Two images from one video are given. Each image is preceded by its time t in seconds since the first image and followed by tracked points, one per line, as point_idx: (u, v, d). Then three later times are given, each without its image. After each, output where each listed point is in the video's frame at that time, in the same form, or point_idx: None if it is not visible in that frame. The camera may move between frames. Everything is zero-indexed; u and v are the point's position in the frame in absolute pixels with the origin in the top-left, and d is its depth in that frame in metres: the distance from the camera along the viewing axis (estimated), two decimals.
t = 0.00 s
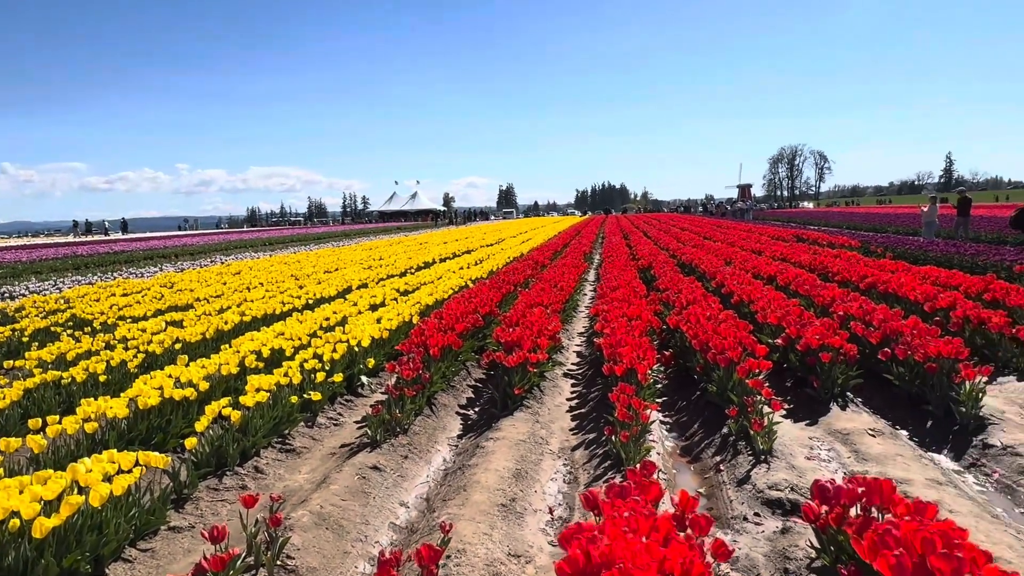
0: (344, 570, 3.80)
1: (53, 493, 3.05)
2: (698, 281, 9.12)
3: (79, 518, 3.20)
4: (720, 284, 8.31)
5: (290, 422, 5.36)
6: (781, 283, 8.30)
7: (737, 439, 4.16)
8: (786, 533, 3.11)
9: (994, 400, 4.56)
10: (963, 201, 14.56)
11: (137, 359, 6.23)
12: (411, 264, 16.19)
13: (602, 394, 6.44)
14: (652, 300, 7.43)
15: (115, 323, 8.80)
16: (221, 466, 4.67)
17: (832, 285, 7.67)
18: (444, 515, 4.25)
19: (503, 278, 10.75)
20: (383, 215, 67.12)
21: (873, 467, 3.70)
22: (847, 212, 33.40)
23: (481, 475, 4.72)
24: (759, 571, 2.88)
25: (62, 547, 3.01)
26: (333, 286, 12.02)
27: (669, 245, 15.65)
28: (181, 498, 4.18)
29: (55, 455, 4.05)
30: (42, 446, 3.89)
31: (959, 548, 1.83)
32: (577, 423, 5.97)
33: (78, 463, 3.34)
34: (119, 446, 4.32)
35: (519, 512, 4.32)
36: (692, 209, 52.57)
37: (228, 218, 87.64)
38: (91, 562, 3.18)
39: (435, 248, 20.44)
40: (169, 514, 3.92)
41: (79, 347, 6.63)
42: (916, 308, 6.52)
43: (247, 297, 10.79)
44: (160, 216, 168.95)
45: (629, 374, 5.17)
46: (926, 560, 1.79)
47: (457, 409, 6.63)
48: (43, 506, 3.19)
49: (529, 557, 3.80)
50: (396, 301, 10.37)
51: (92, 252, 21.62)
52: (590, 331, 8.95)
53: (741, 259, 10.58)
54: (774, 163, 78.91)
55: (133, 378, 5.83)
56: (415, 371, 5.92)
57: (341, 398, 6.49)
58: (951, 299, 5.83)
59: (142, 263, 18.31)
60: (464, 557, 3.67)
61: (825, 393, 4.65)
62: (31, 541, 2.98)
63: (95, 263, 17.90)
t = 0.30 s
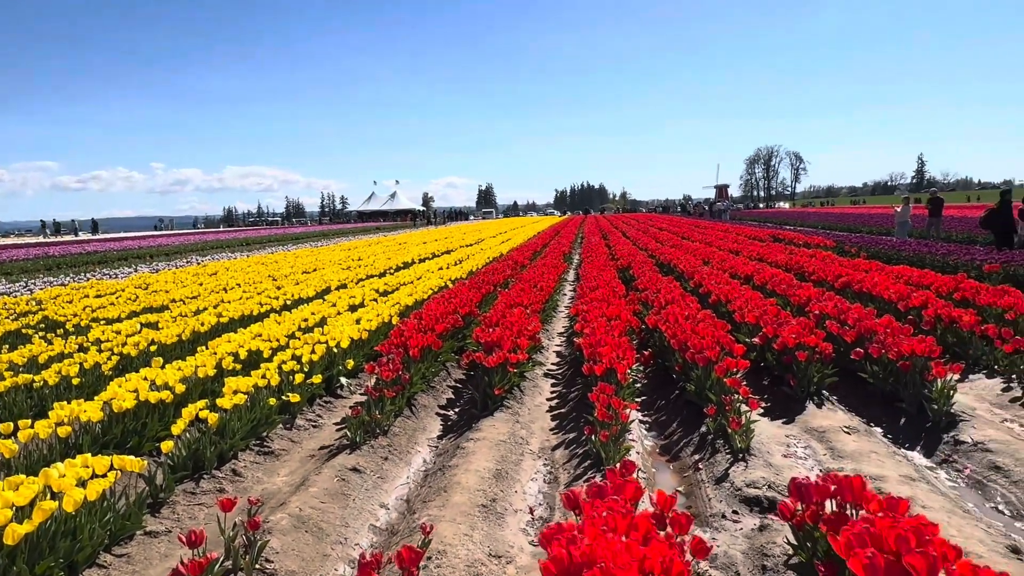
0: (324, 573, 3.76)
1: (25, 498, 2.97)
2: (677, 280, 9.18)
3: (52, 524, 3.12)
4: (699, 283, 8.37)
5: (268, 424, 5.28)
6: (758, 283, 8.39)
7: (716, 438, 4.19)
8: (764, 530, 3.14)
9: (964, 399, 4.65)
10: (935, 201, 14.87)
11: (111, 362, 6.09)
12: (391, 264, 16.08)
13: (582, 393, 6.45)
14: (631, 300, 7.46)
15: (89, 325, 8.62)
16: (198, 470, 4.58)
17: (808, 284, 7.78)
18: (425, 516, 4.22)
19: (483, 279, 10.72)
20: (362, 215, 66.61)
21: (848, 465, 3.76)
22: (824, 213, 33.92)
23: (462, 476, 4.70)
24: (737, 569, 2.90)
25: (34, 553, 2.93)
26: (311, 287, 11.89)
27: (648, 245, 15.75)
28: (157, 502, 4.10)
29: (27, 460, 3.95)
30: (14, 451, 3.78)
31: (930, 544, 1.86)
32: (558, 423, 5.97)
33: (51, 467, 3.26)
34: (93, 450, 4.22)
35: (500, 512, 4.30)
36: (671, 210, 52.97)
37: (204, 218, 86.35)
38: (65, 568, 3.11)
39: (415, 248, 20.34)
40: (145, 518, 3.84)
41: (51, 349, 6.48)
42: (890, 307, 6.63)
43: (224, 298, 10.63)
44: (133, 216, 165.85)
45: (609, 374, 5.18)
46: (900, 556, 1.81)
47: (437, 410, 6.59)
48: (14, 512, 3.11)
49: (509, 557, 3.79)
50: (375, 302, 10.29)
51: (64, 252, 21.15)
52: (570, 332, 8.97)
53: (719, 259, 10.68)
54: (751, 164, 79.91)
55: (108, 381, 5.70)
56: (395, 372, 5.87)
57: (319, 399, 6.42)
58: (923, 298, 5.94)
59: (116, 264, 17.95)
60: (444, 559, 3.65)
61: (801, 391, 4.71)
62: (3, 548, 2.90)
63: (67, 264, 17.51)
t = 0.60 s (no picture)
0: (307, 571, 3.72)
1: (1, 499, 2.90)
2: (659, 276, 9.22)
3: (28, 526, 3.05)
4: (680, 279, 8.42)
5: (249, 422, 5.22)
6: (738, 279, 8.46)
7: (697, 433, 4.22)
8: (746, 523, 3.16)
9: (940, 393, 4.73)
10: (912, 197, 15.10)
11: (88, 360, 5.97)
12: (373, 261, 15.97)
13: (565, 389, 6.46)
14: (613, 296, 7.49)
15: (65, 323, 8.44)
16: (178, 469, 4.51)
17: (788, 280, 7.85)
18: (408, 514, 4.19)
19: (466, 275, 10.68)
20: (344, 212, 66.13)
21: (828, 458, 3.80)
22: (803, 209, 34.40)
23: (445, 473, 4.68)
24: (719, 563, 2.92)
25: (10, 556, 2.87)
26: (293, 284, 11.76)
27: (630, 241, 15.81)
28: (136, 502, 4.02)
29: (2, 461, 3.86)
30: None
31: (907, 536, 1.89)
32: (541, 419, 5.98)
33: (27, 468, 3.19)
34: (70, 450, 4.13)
35: (483, 509, 4.29)
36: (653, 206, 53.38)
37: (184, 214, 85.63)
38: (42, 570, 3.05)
39: (397, 244, 20.22)
40: (123, 519, 3.77)
41: (26, 348, 6.34)
42: (868, 303, 6.72)
43: (204, 296, 10.47)
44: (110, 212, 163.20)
45: (591, 370, 5.19)
46: (880, 548, 1.84)
47: (420, 407, 6.56)
48: None
49: (493, 554, 3.78)
50: (357, 299, 10.22)
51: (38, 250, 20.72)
52: (553, 328, 8.98)
53: (701, 255, 10.75)
54: (732, 160, 80.56)
55: (84, 380, 5.59)
56: (377, 369, 5.83)
57: (301, 397, 6.35)
58: (901, 293, 6.03)
59: (92, 261, 17.60)
60: (428, 556, 3.63)
61: (782, 386, 4.76)
62: None
63: (42, 261, 17.13)
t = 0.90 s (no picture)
0: (290, 568, 3.68)
1: None
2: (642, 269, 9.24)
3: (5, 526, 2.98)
4: (664, 272, 8.45)
5: (231, 418, 5.15)
6: (721, 272, 8.51)
7: (681, 425, 4.24)
8: (728, 515, 3.18)
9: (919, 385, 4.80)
10: (892, 190, 15.29)
11: (66, 356, 5.85)
12: (356, 255, 15.83)
13: (549, 383, 6.46)
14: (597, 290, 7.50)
15: (42, 318, 8.27)
16: (158, 465, 4.44)
17: (770, 273, 7.92)
18: (392, 509, 4.17)
19: (450, 269, 10.63)
20: (327, 205, 65.53)
21: (809, 450, 3.83)
22: (786, 202, 34.79)
23: (429, 467, 4.66)
24: (702, 555, 2.94)
25: None
26: (275, 278, 11.62)
27: (614, 234, 15.84)
28: (116, 500, 3.96)
29: None
30: None
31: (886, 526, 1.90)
32: (525, 413, 5.97)
33: (3, 466, 3.12)
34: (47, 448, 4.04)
35: (467, 503, 4.28)
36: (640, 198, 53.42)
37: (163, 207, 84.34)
38: (19, 570, 2.99)
39: (380, 238, 20.08)
40: (103, 517, 3.71)
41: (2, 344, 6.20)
42: (848, 295, 6.80)
43: (185, 290, 10.31)
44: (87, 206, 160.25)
45: (575, 364, 5.19)
46: (860, 539, 1.85)
47: (404, 401, 6.53)
48: None
49: (477, 548, 3.77)
50: (340, 293, 10.13)
51: (13, 244, 20.26)
52: (537, 322, 8.98)
53: (684, 248, 10.80)
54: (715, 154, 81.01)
55: (63, 377, 5.48)
56: (361, 364, 5.78)
57: (284, 392, 6.29)
58: (881, 286, 6.10)
59: (69, 255, 17.24)
60: (412, 551, 3.61)
61: (764, 378, 4.80)
62: None
63: (17, 255, 16.75)
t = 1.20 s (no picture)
0: (273, 564, 3.64)
1: None
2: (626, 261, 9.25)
3: None
4: (648, 264, 8.47)
5: (213, 413, 5.08)
6: (705, 263, 8.54)
7: (665, 417, 4.25)
8: (712, 507, 3.19)
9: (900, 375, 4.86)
10: (873, 181, 15.43)
11: (44, 352, 5.73)
12: (340, 247, 15.69)
13: (533, 375, 6.45)
14: (582, 282, 7.49)
15: (19, 313, 8.09)
16: (138, 462, 4.37)
17: (753, 264, 7.96)
18: (376, 503, 4.14)
19: (434, 261, 10.57)
20: (309, 197, 64.87)
21: (792, 440, 3.86)
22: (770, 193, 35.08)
23: (414, 461, 4.63)
24: (686, 546, 2.94)
25: None
26: (257, 271, 11.48)
27: (598, 225, 15.86)
28: (96, 497, 3.89)
29: None
30: None
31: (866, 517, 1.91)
32: (509, 405, 5.95)
33: None
34: (25, 445, 3.95)
35: (452, 497, 4.26)
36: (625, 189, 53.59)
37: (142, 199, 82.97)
38: None
39: (364, 230, 19.93)
40: (82, 514, 3.64)
41: None
42: (830, 286, 6.85)
43: (165, 283, 10.15)
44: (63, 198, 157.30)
45: (560, 356, 5.18)
46: (842, 531, 1.86)
47: (388, 395, 6.48)
48: None
49: (462, 542, 3.76)
50: (323, 286, 10.04)
51: None
52: (522, 314, 8.96)
53: (668, 239, 10.82)
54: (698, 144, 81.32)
55: (41, 372, 5.37)
56: (344, 358, 5.73)
57: (267, 386, 6.22)
58: (862, 277, 6.15)
59: (45, 248, 16.90)
60: (396, 545, 3.59)
61: (747, 369, 4.82)
62: None
63: None
